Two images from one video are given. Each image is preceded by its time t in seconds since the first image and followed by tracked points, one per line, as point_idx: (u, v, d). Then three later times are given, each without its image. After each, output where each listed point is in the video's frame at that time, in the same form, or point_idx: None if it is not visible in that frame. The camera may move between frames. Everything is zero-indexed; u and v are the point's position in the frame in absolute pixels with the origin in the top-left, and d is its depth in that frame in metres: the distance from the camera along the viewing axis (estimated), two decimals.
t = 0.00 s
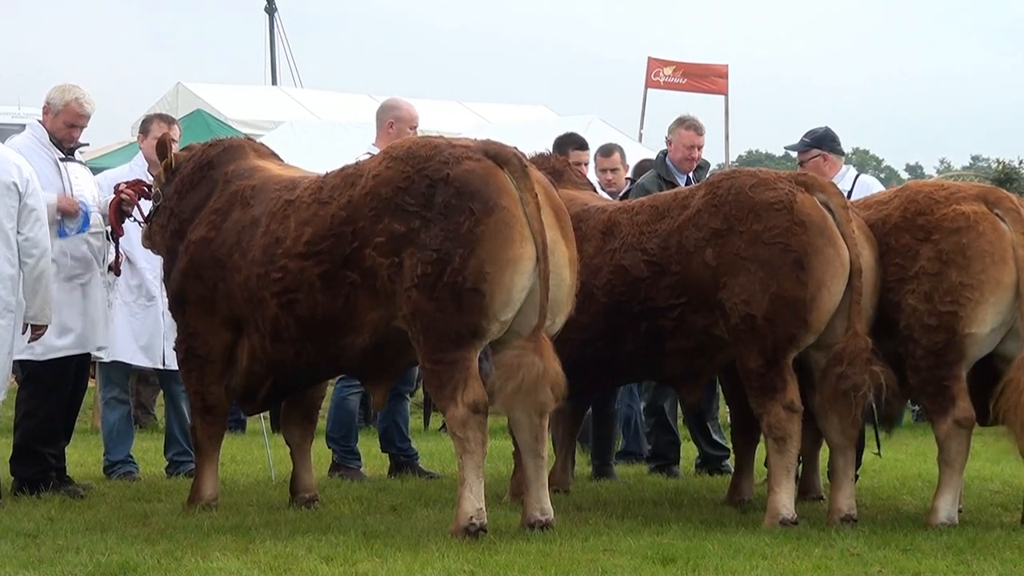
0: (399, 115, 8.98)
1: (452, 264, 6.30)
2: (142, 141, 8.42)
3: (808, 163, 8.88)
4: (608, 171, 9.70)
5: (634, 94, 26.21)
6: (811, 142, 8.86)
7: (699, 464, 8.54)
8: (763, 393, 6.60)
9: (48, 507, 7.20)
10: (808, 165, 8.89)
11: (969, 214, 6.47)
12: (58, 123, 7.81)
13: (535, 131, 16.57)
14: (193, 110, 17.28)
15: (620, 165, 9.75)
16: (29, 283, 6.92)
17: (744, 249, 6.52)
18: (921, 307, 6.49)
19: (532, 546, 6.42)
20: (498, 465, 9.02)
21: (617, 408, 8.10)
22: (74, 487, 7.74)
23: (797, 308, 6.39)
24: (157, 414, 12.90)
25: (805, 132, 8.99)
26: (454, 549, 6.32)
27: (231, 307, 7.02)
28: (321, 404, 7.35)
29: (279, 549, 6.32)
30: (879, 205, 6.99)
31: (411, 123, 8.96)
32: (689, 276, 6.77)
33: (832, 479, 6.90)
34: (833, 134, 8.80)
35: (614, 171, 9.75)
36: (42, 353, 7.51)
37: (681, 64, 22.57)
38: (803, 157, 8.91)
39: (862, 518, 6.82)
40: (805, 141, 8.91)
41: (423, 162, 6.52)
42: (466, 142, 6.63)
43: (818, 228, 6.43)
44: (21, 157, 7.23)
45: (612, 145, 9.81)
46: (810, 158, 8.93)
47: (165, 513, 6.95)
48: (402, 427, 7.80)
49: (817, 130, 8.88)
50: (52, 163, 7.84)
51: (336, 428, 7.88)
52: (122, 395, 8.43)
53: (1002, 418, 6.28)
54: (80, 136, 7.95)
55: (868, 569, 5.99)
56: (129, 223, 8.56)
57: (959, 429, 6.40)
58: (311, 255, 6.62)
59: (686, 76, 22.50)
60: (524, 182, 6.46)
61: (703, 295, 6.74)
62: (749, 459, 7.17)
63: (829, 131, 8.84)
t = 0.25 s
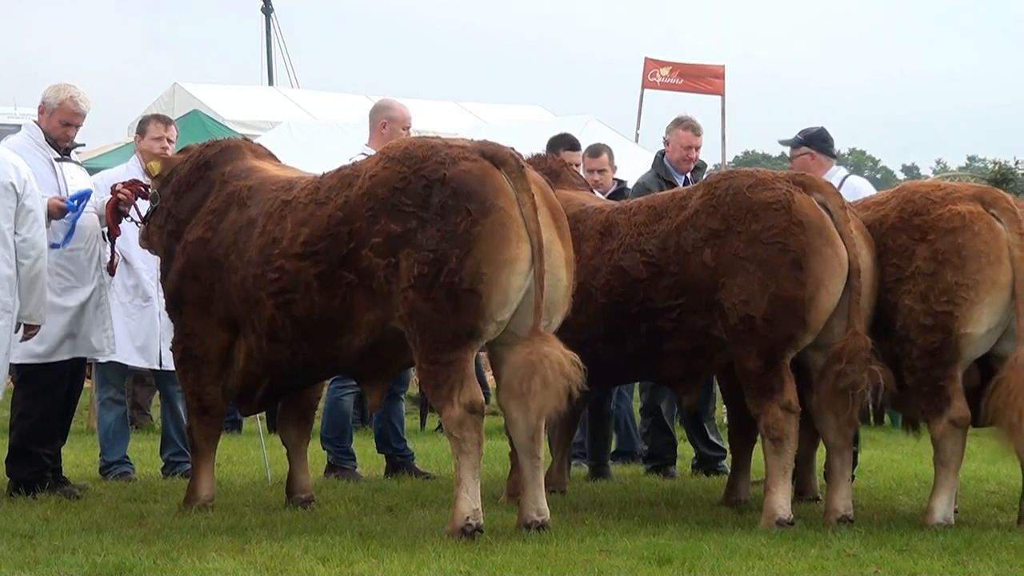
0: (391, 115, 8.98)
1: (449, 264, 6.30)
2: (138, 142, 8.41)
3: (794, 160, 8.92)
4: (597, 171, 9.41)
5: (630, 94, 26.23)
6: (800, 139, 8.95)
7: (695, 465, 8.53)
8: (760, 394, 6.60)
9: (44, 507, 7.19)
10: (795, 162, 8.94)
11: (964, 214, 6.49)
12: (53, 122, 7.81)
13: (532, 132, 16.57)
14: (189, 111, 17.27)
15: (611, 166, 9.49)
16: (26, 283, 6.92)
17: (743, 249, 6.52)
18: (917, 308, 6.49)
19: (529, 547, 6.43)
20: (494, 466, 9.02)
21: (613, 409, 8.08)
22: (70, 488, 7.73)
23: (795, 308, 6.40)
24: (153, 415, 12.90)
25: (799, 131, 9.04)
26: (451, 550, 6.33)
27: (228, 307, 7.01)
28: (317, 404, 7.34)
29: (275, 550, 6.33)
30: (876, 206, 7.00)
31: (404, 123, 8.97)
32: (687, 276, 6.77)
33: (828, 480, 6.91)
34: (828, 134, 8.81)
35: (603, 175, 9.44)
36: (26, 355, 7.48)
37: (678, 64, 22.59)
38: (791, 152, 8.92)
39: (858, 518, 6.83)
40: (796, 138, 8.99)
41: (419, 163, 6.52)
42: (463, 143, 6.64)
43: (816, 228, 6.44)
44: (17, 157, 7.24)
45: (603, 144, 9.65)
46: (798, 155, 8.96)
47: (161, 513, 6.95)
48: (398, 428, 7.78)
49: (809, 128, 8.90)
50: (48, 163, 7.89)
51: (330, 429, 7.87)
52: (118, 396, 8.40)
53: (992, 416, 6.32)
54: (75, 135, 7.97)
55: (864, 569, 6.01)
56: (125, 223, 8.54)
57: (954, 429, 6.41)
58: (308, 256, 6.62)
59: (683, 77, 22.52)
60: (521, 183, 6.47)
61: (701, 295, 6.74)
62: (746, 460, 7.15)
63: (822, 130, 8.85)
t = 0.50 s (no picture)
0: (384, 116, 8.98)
1: (443, 265, 6.31)
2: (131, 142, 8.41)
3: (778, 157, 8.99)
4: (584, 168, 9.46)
5: (625, 95, 26.24)
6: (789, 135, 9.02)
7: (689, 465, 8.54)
8: (756, 394, 6.60)
9: (38, 508, 7.19)
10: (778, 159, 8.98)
11: (955, 214, 6.50)
12: (45, 121, 7.83)
13: (526, 133, 16.58)
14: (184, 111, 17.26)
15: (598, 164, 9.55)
16: (19, 285, 6.91)
17: (741, 250, 6.51)
18: (908, 308, 6.49)
19: (523, 547, 6.43)
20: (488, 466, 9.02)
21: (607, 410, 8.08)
22: (64, 488, 7.74)
23: (792, 309, 6.40)
24: (147, 415, 12.89)
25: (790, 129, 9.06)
26: (445, 551, 6.33)
27: (222, 308, 7.00)
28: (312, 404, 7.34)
29: (270, 551, 6.33)
30: (868, 206, 7.01)
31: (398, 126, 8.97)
32: (684, 276, 6.77)
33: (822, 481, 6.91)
34: (816, 133, 8.87)
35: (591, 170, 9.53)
36: (17, 359, 7.49)
37: (672, 65, 22.60)
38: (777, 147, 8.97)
39: (853, 519, 6.84)
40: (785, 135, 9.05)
41: (413, 164, 6.52)
42: (457, 144, 6.64)
43: (813, 228, 6.45)
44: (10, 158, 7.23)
45: (589, 141, 9.62)
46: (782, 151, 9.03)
47: (155, 514, 6.94)
48: (393, 429, 7.77)
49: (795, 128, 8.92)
50: (42, 164, 7.90)
51: (324, 430, 7.87)
52: (112, 396, 8.39)
53: (973, 414, 6.41)
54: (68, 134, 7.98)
55: (858, 569, 6.02)
56: (120, 224, 8.53)
57: (947, 429, 6.43)
58: (302, 256, 6.62)
59: (677, 77, 22.54)
60: (515, 183, 6.47)
61: (698, 295, 6.74)
62: (740, 460, 7.11)
63: (809, 130, 8.89)
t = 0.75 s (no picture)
0: (383, 119, 9.00)
1: (435, 265, 6.32)
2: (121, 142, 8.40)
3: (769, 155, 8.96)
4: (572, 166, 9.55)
5: (618, 95, 26.26)
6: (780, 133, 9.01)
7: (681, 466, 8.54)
8: (748, 394, 6.60)
9: (29, 508, 7.18)
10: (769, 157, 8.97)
11: (946, 214, 6.51)
12: (39, 120, 7.82)
13: (519, 133, 16.59)
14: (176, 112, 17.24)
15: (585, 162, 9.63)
16: (10, 286, 6.89)
17: (733, 250, 6.52)
18: (900, 308, 6.50)
19: (515, 548, 6.44)
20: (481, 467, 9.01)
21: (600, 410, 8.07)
22: (55, 489, 7.73)
23: (785, 309, 6.41)
24: (139, 416, 12.88)
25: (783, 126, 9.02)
26: (438, 551, 6.33)
27: (214, 308, 6.99)
28: (303, 405, 7.33)
29: (262, 551, 6.32)
30: (859, 206, 7.02)
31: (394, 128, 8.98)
32: (676, 277, 6.77)
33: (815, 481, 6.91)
34: (806, 133, 8.94)
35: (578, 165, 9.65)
36: (6, 359, 7.46)
37: (664, 65, 22.63)
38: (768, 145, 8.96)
39: (845, 519, 6.84)
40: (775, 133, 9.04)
41: (406, 164, 6.52)
42: (450, 144, 6.64)
43: (806, 229, 6.46)
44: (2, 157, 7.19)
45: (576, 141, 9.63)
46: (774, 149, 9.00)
47: (146, 515, 6.94)
48: (385, 429, 7.75)
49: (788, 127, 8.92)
50: (34, 165, 7.89)
51: (316, 431, 7.87)
52: (104, 397, 8.37)
53: (960, 412, 6.42)
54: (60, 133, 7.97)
55: (849, 570, 6.03)
56: (111, 224, 8.51)
57: (938, 429, 6.45)
58: (295, 256, 6.61)
59: (669, 77, 22.57)
60: (508, 183, 6.48)
61: (690, 295, 6.74)
62: (733, 460, 7.10)
63: (799, 129, 8.90)
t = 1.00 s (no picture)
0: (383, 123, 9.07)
1: (425, 265, 6.32)
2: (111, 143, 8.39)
3: (759, 154, 8.91)
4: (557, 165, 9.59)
5: (609, 94, 26.27)
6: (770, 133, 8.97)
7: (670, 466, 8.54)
8: (736, 393, 6.62)
9: (18, 508, 7.17)
10: (759, 157, 8.92)
11: (934, 213, 6.52)
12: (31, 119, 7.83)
13: (509, 133, 16.59)
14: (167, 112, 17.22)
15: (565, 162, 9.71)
16: None
17: (721, 250, 6.53)
18: (888, 307, 6.52)
19: (505, 548, 6.45)
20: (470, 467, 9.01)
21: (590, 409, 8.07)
22: (44, 489, 7.72)
23: (773, 309, 6.42)
24: (128, 416, 12.86)
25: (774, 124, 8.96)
26: (428, 551, 6.34)
27: (205, 308, 6.99)
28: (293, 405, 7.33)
29: (251, 551, 6.32)
30: (846, 206, 7.03)
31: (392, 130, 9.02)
32: (664, 277, 6.78)
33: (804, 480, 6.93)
34: (798, 132, 8.90)
35: (558, 164, 9.73)
36: None
37: (654, 65, 22.64)
38: (758, 144, 8.91)
39: (834, 518, 6.85)
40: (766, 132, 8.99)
41: (397, 164, 6.53)
42: (440, 143, 6.65)
43: (793, 228, 6.47)
44: None
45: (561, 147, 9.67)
46: (764, 148, 8.95)
47: (136, 514, 6.93)
48: (375, 429, 7.75)
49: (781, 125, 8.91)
50: (25, 165, 7.89)
51: (304, 431, 7.88)
52: (92, 397, 8.37)
53: (957, 413, 6.39)
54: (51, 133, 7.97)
55: (839, 569, 6.04)
56: (100, 225, 8.53)
57: (926, 428, 6.47)
58: (285, 256, 6.61)
59: (659, 77, 22.57)
60: (498, 183, 6.49)
61: (679, 295, 6.76)
62: (723, 459, 7.11)
63: (791, 128, 8.89)
